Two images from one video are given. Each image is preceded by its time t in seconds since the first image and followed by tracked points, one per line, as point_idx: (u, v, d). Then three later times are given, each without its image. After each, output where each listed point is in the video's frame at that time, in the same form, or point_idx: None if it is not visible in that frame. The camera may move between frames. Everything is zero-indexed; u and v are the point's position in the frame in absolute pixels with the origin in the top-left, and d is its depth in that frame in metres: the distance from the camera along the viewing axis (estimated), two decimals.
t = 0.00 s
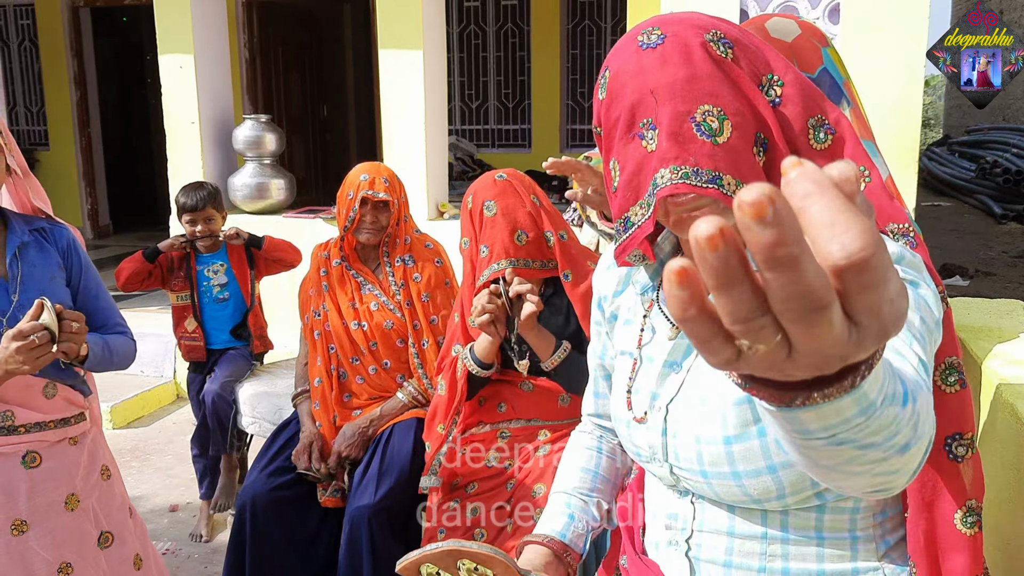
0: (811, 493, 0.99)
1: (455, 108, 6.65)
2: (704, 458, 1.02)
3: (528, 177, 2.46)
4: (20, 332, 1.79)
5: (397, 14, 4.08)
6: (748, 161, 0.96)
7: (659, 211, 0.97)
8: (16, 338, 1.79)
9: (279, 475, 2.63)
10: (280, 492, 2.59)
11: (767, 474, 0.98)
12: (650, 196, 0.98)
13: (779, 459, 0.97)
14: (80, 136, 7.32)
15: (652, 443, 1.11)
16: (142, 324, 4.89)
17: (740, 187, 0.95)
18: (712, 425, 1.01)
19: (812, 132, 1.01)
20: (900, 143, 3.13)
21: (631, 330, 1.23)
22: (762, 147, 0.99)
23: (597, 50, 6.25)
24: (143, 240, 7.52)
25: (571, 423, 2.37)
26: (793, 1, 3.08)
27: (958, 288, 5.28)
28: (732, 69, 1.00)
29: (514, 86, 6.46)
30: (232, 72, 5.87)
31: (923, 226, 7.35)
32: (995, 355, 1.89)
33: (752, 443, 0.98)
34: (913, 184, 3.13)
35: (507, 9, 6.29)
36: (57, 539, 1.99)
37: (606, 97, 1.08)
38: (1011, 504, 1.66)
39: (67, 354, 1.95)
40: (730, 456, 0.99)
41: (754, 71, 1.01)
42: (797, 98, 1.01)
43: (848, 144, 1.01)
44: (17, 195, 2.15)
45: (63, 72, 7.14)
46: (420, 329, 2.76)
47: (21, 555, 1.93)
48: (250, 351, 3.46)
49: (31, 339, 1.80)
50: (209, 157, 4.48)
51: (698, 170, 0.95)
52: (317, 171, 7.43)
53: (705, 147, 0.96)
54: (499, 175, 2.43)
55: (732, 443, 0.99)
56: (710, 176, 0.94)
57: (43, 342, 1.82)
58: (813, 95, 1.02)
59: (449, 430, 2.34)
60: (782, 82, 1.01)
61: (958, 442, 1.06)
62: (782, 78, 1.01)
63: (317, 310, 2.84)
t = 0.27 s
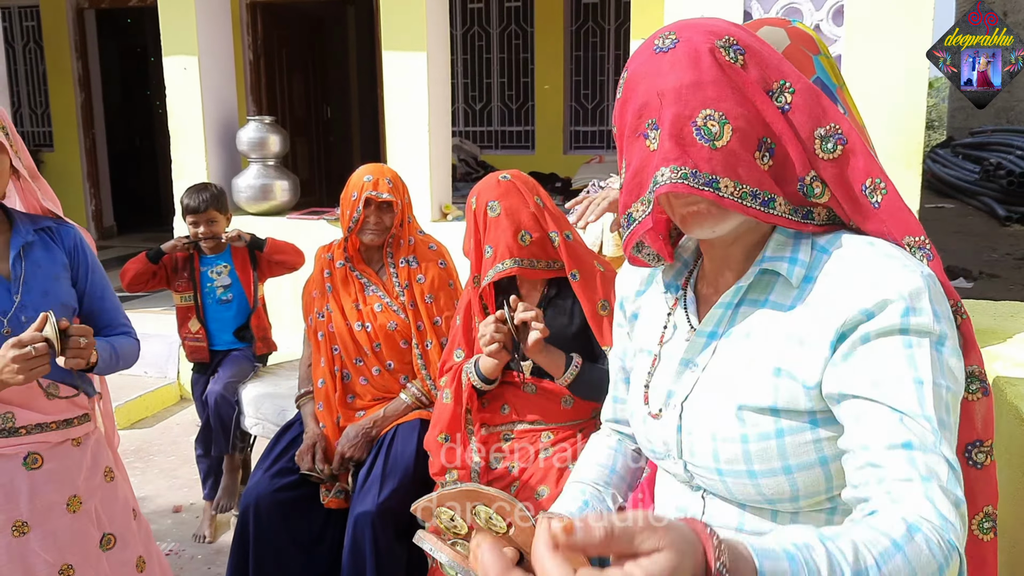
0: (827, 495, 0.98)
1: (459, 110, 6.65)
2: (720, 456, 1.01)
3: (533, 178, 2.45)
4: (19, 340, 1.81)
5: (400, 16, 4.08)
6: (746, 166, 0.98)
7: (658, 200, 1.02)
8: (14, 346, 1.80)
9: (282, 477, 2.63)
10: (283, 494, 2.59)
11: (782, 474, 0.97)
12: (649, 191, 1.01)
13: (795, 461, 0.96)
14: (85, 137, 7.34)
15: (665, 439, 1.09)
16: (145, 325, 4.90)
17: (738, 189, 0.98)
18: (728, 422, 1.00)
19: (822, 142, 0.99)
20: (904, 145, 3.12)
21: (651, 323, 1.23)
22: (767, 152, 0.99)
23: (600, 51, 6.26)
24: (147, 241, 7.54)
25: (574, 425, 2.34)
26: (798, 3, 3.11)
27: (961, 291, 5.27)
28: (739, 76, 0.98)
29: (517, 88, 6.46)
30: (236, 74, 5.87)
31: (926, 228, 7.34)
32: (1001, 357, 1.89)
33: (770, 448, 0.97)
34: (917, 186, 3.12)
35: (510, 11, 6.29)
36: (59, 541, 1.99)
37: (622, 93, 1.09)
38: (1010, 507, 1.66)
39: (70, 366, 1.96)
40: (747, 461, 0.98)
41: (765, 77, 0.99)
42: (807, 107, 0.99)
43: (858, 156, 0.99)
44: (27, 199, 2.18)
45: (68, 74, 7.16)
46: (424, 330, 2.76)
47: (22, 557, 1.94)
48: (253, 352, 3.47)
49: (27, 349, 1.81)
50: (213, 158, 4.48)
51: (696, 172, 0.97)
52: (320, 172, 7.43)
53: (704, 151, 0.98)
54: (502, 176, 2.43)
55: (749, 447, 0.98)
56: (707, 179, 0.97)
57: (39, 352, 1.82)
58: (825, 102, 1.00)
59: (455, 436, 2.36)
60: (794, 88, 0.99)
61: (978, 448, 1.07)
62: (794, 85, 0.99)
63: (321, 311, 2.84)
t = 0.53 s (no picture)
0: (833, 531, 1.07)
1: (462, 112, 6.63)
2: (735, 493, 1.09)
3: (536, 181, 2.45)
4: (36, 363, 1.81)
5: (404, 18, 4.09)
6: (730, 204, 1.03)
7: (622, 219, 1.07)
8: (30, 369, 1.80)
9: (285, 478, 2.63)
10: (286, 495, 2.59)
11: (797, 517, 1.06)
12: (622, 207, 1.06)
13: (811, 507, 1.05)
14: (89, 138, 7.35)
15: (676, 466, 1.16)
16: (148, 325, 4.90)
17: (721, 225, 1.03)
18: (746, 465, 1.07)
19: (819, 193, 1.01)
20: (908, 147, 3.13)
21: (667, 348, 1.25)
22: (758, 195, 1.03)
23: (604, 53, 6.26)
24: (150, 242, 7.54)
25: (577, 426, 2.28)
26: (801, 5, 3.07)
27: (965, 293, 5.25)
28: (734, 120, 1.02)
29: (520, 89, 6.46)
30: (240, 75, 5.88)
31: (930, 230, 7.32)
32: (1005, 360, 1.89)
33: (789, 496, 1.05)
34: (920, 188, 3.12)
35: (514, 12, 6.30)
36: (64, 542, 2.00)
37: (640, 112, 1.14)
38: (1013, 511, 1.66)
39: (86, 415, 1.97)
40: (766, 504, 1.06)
41: (765, 123, 1.02)
42: (805, 157, 1.01)
43: (855, 206, 1.01)
44: (30, 202, 2.19)
45: (72, 74, 7.18)
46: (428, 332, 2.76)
47: (28, 558, 1.94)
48: (256, 354, 3.47)
49: (42, 374, 1.80)
50: (217, 159, 4.49)
51: (678, 207, 1.03)
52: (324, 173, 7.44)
53: (684, 186, 1.03)
54: (505, 179, 2.42)
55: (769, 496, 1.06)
56: (687, 215, 1.03)
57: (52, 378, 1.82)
58: (829, 152, 1.01)
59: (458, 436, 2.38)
60: (794, 136, 1.02)
61: (988, 489, 1.09)
62: (797, 134, 1.02)
63: (325, 313, 2.85)
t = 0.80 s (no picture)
0: (846, 552, 1.07)
1: (466, 113, 6.64)
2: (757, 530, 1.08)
3: (540, 182, 2.44)
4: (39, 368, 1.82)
5: (408, 19, 4.09)
6: (737, 242, 1.00)
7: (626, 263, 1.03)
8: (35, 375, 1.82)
9: (288, 478, 2.64)
10: (290, 495, 2.59)
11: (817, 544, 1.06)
12: (623, 249, 1.02)
13: (833, 533, 1.05)
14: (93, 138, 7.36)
15: (689, 500, 1.16)
16: (151, 325, 4.91)
17: (727, 263, 1.01)
18: (762, 500, 1.06)
19: (827, 226, 1.00)
20: (912, 148, 3.12)
21: (665, 373, 1.25)
22: (765, 232, 1.00)
23: (608, 54, 6.26)
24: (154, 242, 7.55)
25: (579, 426, 2.34)
26: (806, 6, 3.08)
27: (969, 295, 5.24)
28: (740, 154, 0.99)
29: (524, 90, 6.46)
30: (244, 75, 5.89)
31: (934, 232, 7.31)
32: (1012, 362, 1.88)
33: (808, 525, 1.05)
34: (925, 189, 3.12)
35: (518, 13, 6.30)
36: (69, 539, 2.00)
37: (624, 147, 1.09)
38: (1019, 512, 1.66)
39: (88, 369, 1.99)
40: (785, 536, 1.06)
41: (770, 155, 0.99)
42: (814, 189, 0.99)
43: (863, 240, 0.99)
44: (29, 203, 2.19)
45: (77, 75, 7.19)
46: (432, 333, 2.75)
47: (33, 556, 1.94)
48: (258, 357, 3.46)
49: (48, 383, 1.82)
50: (220, 160, 4.50)
51: (683, 248, 1.00)
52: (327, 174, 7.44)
53: (690, 227, 0.99)
54: (510, 180, 2.42)
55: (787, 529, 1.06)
56: (693, 255, 1.00)
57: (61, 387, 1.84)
58: (833, 181, 0.99)
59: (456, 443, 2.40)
60: (801, 168, 0.99)
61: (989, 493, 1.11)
62: (804, 165, 0.99)
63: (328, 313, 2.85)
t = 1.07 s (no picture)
0: (864, 512, 1.04)
1: (470, 114, 6.65)
2: (772, 489, 1.05)
3: (545, 184, 2.46)
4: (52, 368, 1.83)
5: (412, 21, 4.10)
6: (777, 189, 1.01)
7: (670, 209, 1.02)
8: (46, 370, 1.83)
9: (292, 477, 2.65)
10: (293, 494, 2.58)
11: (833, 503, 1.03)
12: (667, 200, 1.02)
13: (847, 491, 1.02)
14: (98, 139, 7.38)
15: (700, 466, 1.13)
16: (155, 325, 4.91)
17: (767, 212, 1.01)
18: (782, 457, 1.03)
19: (855, 175, 1.02)
20: (916, 151, 3.12)
21: (672, 346, 1.22)
22: (802, 179, 1.02)
23: (612, 55, 6.26)
24: (158, 243, 7.56)
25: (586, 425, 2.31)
26: (812, 7, 3.06)
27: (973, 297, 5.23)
28: (780, 102, 1.01)
29: (528, 91, 6.46)
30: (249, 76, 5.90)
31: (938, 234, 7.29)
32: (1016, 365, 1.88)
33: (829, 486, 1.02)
34: (930, 192, 3.11)
35: (523, 14, 6.30)
36: (70, 537, 2.01)
37: (654, 102, 1.10)
38: None
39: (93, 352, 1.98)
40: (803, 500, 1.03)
41: (804, 105, 1.02)
42: (843, 140, 1.02)
43: (890, 192, 1.02)
44: (28, 203, 2.20)
45: (82, 75, 7.21)
46: (436, 333, 2.76)
47: (34, 554, 1.95)
48: (261, 357, 3.47)
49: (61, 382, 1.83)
50: (225, 160, 4.51)
51: (727, 195, 1.00)
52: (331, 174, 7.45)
53: (736, 172, 1.00)
54: (515, 181, 2.42)
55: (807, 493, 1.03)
56: (736, 203, 1.00)
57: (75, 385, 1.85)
58: (862, 135, 1.03)
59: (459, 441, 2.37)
60: (833, 119, 1.02)
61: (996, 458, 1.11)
62: (835, 116, 1.02)
63: (333, 313, 2.85)
